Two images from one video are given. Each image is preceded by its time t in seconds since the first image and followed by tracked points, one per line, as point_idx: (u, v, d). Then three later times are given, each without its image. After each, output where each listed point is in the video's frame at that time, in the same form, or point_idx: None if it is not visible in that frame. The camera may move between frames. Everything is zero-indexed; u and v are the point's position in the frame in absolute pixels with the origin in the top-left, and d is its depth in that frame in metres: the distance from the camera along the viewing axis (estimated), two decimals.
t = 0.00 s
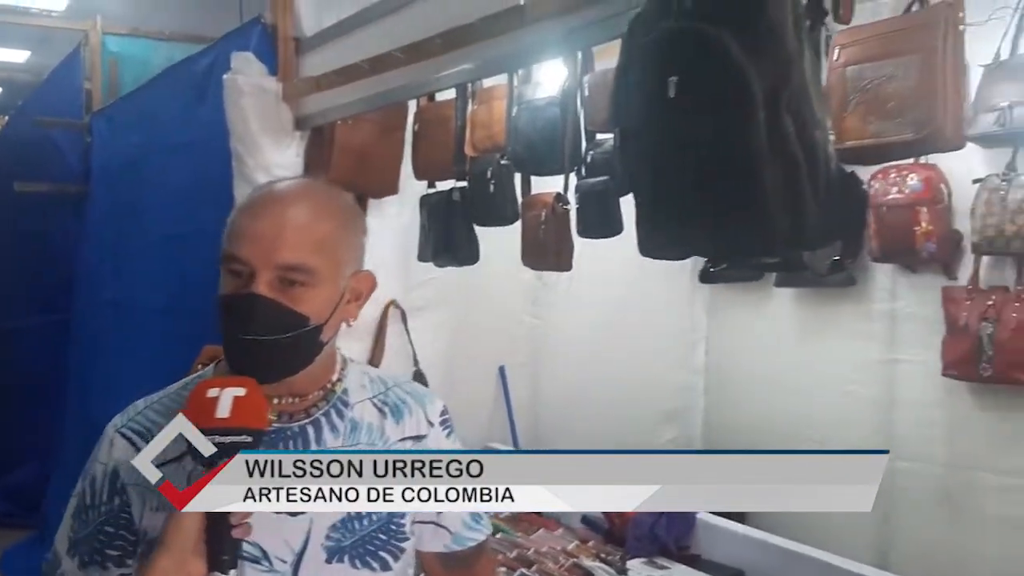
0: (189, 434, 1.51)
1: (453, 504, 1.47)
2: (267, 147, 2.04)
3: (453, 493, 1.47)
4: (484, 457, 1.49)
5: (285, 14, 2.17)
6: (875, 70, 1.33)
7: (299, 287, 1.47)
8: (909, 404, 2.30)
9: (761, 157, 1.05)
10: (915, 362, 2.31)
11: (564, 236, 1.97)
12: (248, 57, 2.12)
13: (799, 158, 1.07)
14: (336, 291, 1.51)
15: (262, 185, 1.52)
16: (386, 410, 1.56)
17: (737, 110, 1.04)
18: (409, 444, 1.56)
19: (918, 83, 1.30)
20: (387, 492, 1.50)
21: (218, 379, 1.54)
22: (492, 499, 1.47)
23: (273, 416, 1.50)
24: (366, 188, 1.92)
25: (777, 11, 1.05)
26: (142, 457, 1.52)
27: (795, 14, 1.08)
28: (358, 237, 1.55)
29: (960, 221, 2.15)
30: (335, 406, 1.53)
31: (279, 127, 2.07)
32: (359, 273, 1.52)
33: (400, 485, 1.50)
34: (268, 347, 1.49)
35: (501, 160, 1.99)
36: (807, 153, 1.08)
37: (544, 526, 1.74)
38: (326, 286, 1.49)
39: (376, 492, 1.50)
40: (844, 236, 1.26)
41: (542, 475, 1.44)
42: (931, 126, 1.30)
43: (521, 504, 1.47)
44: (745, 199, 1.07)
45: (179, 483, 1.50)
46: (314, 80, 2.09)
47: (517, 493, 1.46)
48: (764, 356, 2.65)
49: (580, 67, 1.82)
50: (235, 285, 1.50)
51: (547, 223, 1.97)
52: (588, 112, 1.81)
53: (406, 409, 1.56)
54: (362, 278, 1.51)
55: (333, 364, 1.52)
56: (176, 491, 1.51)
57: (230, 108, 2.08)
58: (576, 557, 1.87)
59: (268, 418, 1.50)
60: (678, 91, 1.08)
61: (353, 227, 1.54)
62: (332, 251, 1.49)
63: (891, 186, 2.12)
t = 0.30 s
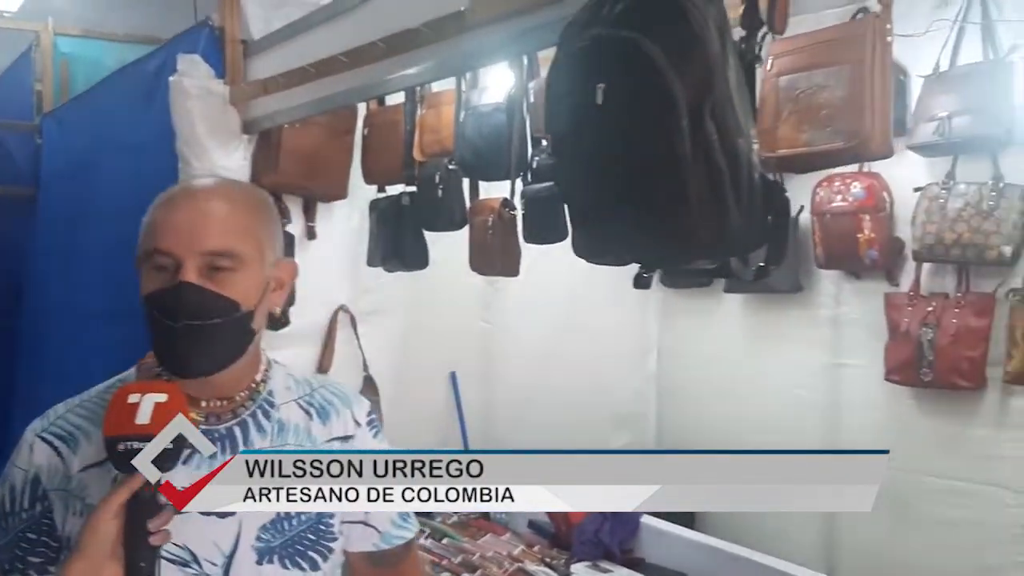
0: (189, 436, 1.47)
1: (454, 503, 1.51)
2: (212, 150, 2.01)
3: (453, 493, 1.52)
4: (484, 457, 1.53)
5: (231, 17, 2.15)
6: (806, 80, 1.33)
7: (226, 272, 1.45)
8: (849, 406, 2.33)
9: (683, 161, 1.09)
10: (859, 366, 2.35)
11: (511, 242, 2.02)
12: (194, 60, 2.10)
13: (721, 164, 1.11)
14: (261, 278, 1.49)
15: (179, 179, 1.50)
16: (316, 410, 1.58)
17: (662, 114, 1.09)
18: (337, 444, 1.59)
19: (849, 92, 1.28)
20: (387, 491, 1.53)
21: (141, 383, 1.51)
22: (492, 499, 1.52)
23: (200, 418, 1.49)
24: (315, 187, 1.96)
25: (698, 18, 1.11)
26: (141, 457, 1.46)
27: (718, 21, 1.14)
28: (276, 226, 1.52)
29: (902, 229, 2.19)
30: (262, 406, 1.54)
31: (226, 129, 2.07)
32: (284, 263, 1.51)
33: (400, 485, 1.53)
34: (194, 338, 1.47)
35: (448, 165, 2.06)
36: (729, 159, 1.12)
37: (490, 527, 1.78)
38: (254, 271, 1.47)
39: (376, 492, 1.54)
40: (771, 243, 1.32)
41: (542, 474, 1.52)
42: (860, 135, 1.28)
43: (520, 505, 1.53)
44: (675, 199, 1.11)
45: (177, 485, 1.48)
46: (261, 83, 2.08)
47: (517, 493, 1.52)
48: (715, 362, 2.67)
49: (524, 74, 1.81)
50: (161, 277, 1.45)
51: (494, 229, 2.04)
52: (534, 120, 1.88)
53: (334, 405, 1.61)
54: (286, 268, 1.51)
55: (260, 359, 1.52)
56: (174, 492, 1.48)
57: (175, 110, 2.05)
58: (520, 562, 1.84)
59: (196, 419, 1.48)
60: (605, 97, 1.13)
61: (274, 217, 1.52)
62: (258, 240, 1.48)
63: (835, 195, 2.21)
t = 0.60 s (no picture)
0: (194, 435, 1.11)
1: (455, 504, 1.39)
2: (171, 148, 1.91)
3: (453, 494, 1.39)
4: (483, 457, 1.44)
5: (189, 8, 1.97)
6: (755, 80, 1.34)
7: (155, 255, 1.04)
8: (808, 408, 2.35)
9: (627, 163, 1.01)
10: (816, 364, 2.35)
11: (465, 241, 1.87)
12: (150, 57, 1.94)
13: (668, 168, 1.02)
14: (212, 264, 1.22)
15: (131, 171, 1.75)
16: (251, 406, 1.17)
17: (604, 115, 1.01)
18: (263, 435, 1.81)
19: (795, 92, 1.29)
20: (386, 493, 1.34)
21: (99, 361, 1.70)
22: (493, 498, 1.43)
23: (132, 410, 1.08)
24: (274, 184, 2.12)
25: (641, 16, 1.01)
26: None
27: (662, 20, 1.03)
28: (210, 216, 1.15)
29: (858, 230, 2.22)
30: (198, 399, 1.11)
31: (181, 127, 1.93)
32: (215, 251, 1.12)
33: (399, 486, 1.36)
34: (118, 326, 1.02)
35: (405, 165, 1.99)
36: (677, 163, 1.02)
37: (448, 525, 2.00)
38: (185, 256, 1.07)
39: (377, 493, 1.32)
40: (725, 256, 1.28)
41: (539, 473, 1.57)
42: (806, 136, 1.28)
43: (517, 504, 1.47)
44: (613, 211, 1.04)
45: (178, 481, 1.10)
46: (218, 79, 1.91)
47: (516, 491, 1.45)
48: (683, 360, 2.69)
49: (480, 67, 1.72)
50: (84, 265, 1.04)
51: (452, 229, 1.88)
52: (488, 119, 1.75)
53: (265, 403, 1.18)
54: (220, 256, 1.12)
55: (191, 360, 1.12)
56: (175, 494, 1.09)
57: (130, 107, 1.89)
58: (477, 560, 1.82)
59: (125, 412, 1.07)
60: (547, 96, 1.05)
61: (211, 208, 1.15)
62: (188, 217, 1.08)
63: (793, 195, 2.20)
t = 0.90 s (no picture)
0: (195, 438, 0.93)
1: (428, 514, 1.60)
2: (125, 145, 1.91)
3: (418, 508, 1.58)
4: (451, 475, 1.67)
5: (145, 7, 1.95)
6: (705, 80, 1.35)
7: (90, 247, 0.91)
8: (765, 405, 2.38)
9: (575, 161, 1.01)
10: (772, 363, 2.37)
11: (424, 240, 1.86)
12: (105, 53, 1.93)
13: (616, 166, 1.02)
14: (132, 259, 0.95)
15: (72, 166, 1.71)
16: (192, 403, 0.95)
17: (552, 113, 1.01)
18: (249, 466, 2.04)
19: (744, 92, 1.31)
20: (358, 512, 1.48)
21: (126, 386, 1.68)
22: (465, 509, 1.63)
23: (64, 406, 0.89)
24: (229, 183, 2.11)
25: (589, 14, 1.01)
26: None
27: (610, 19, 1.04)
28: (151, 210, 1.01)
29: (814, 229, 2.26)
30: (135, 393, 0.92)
31: (138, 124, 1.92)
32: (155, 245, 0.97)
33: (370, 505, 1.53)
34: (52, 323, 0.87)
35: (363, 162, 1.98)
36: (625, 162, 1.03)
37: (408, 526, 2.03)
38: (121, 250, 0.93)
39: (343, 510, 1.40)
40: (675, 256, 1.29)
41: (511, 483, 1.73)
42: (755, 136, 1.30)
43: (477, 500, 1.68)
44: (561, 209, 1.04)
45: (178, 478, 0.91)
46: (173, 77, 1.89)
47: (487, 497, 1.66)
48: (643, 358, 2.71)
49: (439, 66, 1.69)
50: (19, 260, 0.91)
51: (410, 227, 1.86)
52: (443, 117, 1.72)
53: (210, 396, 0.96)
54: (160, 251, 0.97)
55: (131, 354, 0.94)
56: (175, 492, 0.91)
57: (86, 104, 1.90)
58: (434, 559, 1.80)
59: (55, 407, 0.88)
60: (497, 92, 1.05)
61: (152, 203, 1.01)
62: (124, 207, 0.94)
63: (750, 195, 2.22)
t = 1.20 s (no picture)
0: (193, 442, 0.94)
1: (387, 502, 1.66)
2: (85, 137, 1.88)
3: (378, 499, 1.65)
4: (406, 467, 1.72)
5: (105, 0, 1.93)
6: (666, 72, 1.35)
7: (26, 250, 0.89)
8: (731, 399, 2.39)
9: (534, 151, 1.01)
10: (738, 357, 2.38)
11: (389, 233, 1.85)
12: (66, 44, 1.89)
13: (573, 155, 1.03)
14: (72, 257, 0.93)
15: None
16: (138, 397, 0.93)
17: (511, 103, 1.01)
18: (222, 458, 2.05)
19: (705, 86, 1.32)
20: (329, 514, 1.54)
21: None
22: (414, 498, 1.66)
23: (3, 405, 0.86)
24: (191, 177, 2.09)
25: (546, 5, 1.03)
26: None
27: (568, 10, 1.07)
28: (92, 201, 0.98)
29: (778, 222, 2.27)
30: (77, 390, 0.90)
31: (98, 117, 1.90)
32: (96, 240, 0.95)
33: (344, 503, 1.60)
34: None
35: (327, 154, 1.96)
36: (581, 151, 1.05)
37: (374, 522, 2.02)
38: (60, 249, 0.91)
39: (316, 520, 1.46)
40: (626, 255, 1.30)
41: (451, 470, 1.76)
42: (716, 127, 1.30)
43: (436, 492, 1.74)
44: (521, 200, 1.04)
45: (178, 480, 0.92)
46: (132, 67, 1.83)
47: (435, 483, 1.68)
48: (611, 352, 2.72)
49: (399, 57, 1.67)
50: None
51: (374, 220, 1.84)
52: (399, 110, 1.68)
53: (160, 389, 0.94)
54: (102, 246, 0.95)
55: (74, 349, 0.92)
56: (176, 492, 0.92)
57: (45, 96, 1.86)
58: (398, 554, 1.78)
59: None
60: (455, 82, 1.04)
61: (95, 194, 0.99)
62: (62, 204, 0.91)
63: (716, 189, 2.23)
